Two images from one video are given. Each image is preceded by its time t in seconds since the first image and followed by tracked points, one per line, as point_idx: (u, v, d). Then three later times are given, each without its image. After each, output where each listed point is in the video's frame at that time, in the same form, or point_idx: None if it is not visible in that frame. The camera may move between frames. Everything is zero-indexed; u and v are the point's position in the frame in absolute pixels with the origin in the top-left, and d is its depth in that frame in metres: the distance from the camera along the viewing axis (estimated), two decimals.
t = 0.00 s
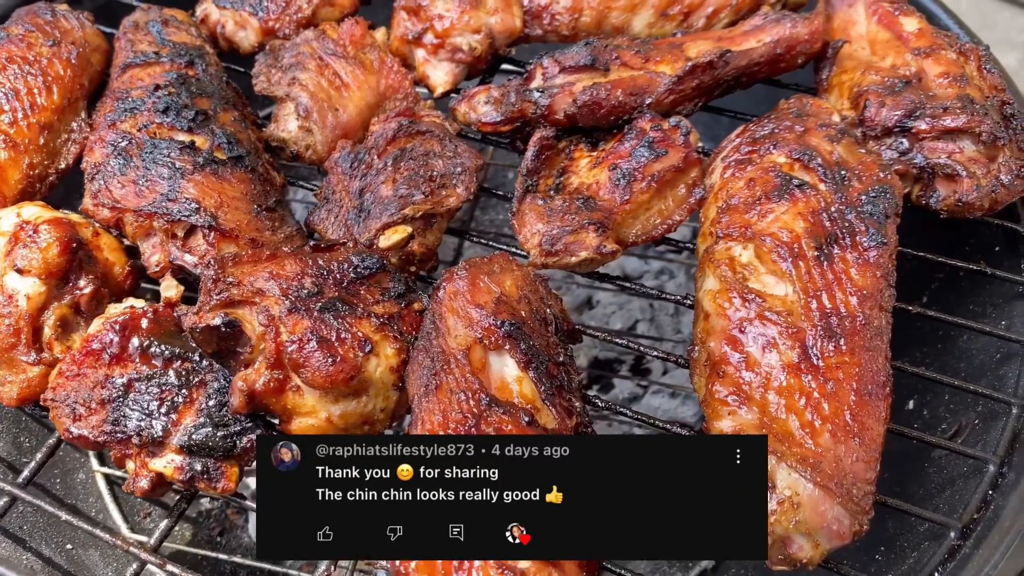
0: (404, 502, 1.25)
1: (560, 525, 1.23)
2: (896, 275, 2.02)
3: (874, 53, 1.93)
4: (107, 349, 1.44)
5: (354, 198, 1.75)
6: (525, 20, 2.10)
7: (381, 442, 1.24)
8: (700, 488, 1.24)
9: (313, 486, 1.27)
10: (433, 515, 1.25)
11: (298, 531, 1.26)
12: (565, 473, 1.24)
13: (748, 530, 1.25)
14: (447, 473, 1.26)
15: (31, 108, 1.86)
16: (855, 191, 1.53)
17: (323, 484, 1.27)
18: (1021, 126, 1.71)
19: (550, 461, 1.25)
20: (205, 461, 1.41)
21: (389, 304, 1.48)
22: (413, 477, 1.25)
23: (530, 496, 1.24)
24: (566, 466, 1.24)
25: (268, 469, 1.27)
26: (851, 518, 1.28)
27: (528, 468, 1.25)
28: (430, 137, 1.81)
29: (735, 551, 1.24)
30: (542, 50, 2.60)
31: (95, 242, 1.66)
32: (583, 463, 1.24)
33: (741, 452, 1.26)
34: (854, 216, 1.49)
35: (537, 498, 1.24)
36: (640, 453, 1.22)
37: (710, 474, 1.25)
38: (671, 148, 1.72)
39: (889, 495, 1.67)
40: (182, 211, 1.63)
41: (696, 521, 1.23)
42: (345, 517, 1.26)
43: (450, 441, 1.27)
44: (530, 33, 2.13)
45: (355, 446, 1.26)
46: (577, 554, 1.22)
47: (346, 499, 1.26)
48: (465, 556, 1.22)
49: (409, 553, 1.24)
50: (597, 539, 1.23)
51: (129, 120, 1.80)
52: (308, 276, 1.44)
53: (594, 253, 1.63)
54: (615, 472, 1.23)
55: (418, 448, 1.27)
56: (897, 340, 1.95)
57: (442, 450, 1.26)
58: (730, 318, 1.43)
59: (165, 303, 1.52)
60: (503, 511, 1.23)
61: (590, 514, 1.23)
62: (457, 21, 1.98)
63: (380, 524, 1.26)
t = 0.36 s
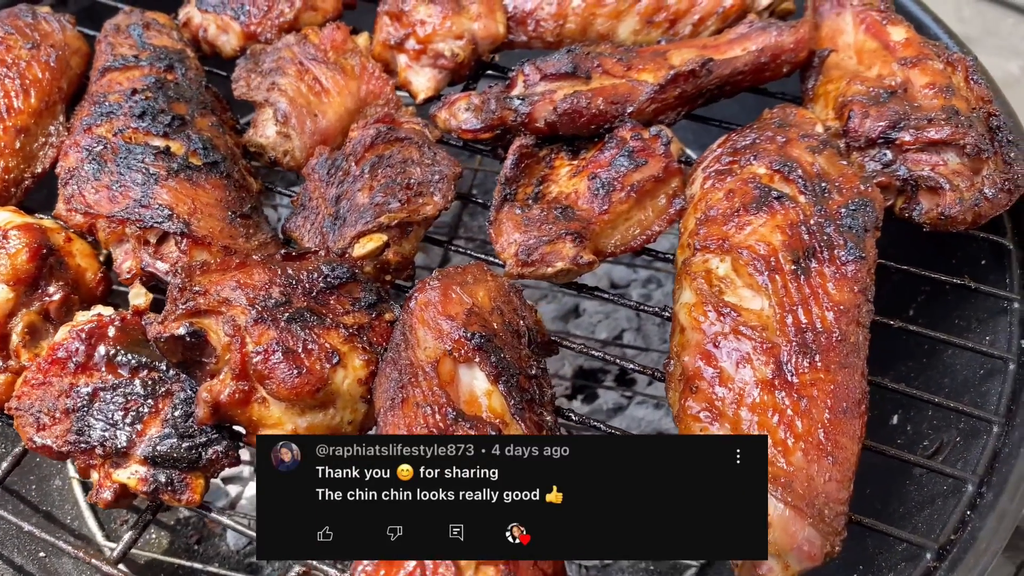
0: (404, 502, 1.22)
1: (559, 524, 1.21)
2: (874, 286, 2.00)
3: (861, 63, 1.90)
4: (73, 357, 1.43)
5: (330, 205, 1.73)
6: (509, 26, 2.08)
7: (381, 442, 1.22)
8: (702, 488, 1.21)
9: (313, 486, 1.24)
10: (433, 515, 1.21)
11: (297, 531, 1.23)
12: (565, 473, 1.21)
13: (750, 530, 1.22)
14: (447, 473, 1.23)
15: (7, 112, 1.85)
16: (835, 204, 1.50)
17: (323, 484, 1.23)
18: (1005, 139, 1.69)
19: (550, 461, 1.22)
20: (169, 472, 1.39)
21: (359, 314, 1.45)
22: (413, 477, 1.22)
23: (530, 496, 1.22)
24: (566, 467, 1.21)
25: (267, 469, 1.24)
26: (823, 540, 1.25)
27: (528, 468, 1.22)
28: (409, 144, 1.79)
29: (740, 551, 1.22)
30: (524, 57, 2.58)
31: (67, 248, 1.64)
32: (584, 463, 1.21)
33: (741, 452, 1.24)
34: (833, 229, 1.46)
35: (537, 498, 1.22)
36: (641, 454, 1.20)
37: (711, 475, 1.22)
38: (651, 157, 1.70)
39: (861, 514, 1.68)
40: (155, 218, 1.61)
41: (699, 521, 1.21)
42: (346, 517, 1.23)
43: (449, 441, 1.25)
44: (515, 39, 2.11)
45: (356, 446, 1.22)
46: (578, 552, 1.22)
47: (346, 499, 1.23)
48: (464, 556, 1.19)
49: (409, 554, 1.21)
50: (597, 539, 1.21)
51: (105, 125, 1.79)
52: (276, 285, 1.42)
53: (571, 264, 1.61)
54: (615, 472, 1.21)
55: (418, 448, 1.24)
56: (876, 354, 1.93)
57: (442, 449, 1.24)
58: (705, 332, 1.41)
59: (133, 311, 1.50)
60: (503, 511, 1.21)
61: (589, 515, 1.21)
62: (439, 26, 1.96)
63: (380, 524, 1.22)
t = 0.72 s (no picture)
0: (404, 503, 1.20)
1: (559, 525, 1.19)
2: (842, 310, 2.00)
3: (841, 78, 1.86)
4: (27, 376, 1.40)
5: (298, 219, 1.70)
6: (487, 37, 2.05)
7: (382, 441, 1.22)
8: (707, 489, 1.19)
9: (313, 486, 1.21)
10: (433, 516, 1.20)
11: (297, 532, 1.21)
12: (566, 473, 1.19)
13: (754, 530, 1.20)
14: (447, 473, 1.21)
15: None
16: (807, 226, 1.47)
17: (323, 484, 1.21)
18: (984, 159, 1.66)
19: (550, 461, 1.19)
20: (122, 494, 1.37)
21: (320, 334, 1.43)
22: (412, 477, 1.20)
23: (529, 496, 1.20)
24: (566, 467, 1.19)
25: (267, 470, 1.22)
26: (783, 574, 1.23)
27: (528, 468, 1.19)
28: (379, 158, 1.76)
29: (742, 555, 1.20)
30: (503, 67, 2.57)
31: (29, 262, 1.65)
32: (584, 463, 1.18)
33: (741, 452, 1.23)
34: (803, 252, 1.43)
35: (537, 498, 1.19)
36: (641, 454, 1.18)
37: (713, 476, 1.20)
38: (623, 174, 1.67)
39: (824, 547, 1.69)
40: (118, 232, 1.59)
41: (705, 523, 1.18)
42: (346, 517, 1.20)
43: (450, 441, 1.22)
44: (492, 50, 2.08)
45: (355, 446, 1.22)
46: (579, 554, 1.19)
47: (346, 499, 1.20)
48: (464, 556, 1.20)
49: (409, 554, 1.19)
50: (598, 540, 1.19)
51: (72, 136, 1.76)
52: (232, 304, 1.39)
53: (539, 283, 1.60)
54: (616, 473, 1.18)
55: (418, 448, 1.22)
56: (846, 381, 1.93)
57: (442, 449, 1.22)
58: (671, 356, 1.38)
59: (91, 328, 1.49)
60: (503, 511, 1.20)
61: (590, 515, 1.18)
62: (414, 38, 1.94)
63: (380, 525, 1.20)
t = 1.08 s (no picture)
0: (404, 502, 1.18)
1: (559, 525, 1.18)
2: (821, 329, 1.96)
3: (827, 89, 1.81)
4: None
5: (266, 230, 1.66)
6: (466, 44, 2.01)
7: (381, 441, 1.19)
8: (709, 489, 1.18)
9: (313, 486, 1.19)
10: (433, 515, 1.19)
11: (297, 532, 1.19)
12: (566, 473, 1.17)
13: (754, 531, 1.19)
14: (447, 473, 1.19)
15: None
16: (782, 243, 1.43)
17: (323, 484, 1.19)
18: (968, 174, 1.62)
19: (550, 461, 1.17)
20: (77, 513, 1.34)
21: (282, 350, 1.40)
22: (412, 476, 1.18)
23: (530, 496, 1.18)
24: (567, 466, 1.17)
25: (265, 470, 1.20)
26: None
27: (528, 468, 1.17)
28: (351, 167, 1.72)
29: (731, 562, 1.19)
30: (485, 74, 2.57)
31: None
32: (585, 463, 1.17)
33: (741, 452, 1.21)
34: (778, 271, 1.39)
35: (538, 498, 1.18)
36: (642, 454, 1.17)
37: (715, 476, 1.19)
38: (599, 187, 1.64)
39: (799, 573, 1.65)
40: (81, 243, 1.56)
41: (716, 517, 1.17)
42: (346, 517, 1.19)
43: (450, 441, 1.20)
44: (472, 57, 2.04)
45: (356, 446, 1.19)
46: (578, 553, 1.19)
47: (346, 499, 1.18)
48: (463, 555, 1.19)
49: (409, 553, 1.19)
50: (598, 540, 1.18)
51: (39, 143, 1.73)
52: (191, 320, 1.36)
53: (509, 298, 1.56)
54: (617, 472, 1.17)
55: (418, 448, 1.20)
56: (826, 401, 1.89)
57: (442, 449, 1.19)
58: (641, 376, 1.34)
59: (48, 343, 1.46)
60: (503, 511, 1.18)
61: (591, 515, 1.17)
62: (390, 45, 1.90)
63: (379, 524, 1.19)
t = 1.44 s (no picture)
0: (404, 503, 1.16)
1: (560, 525, 1.16)
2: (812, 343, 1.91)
3: (821, 93, 1.75)
4: None
5: (243, 236, 1.62)
6: (453, 45, 1.97)
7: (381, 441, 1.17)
8: (712, 490, 1.16)
9: (313, 486, 1.16)
10: (433, 516, 1.16)
11: (296, 532, 1.16)
12: (566, 473, 1.15)
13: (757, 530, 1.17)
14: (447, 473, 1.16)
15: None
16: (770, 255, 1.39)
17: (323, 484, 1.16)
18: (965, 184, 1.57)
19: (550, 461, 1.16)
20: (39, 528, 1.30)
21: (252, 361, 1.36)
22: (413, 477, 1.16)
23: (530, 496, 1.16)
24: (567, 466, 1.15)
25: (263, 471, 1.17)
26: None
27: (528, 468, 1.15)
28: (331, 171, 1.67)
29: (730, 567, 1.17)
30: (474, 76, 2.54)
31: None
32: (585, 462, 1.16)
33: (741, 452, 1.19)
34: (765, 284, 1.35)
35: (538, 498, 1.16)
36: (643, 454, 1.16)
37: (717, 476, 1.17)
38: (584, 194, 1.59)
39: None
40: (52, 248, 1.53)
41: (717, 516, 1.16)
42: (347, 517, 1.16)
43: (449, 440, 1.17)
44: (460, 58, 2.00)
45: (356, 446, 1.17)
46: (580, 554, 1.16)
47: (346, 500, 1.16)
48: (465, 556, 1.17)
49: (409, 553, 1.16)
50: (599, 541, 1.16)
51: (14, 144, 1.69)
52: (158, 330, 1.32)
53: (489, 308, 1.51)
54: (617, 473, 1.16)
55: (418, 448, 1.17)
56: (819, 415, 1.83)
57: (442, 449, 1.16)
58: (622, 393, 1.29)
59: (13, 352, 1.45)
60: (503, 511, 1.16)
61: (592, 515, 1.15)
62: (374, 45, 1.86)
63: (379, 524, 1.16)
